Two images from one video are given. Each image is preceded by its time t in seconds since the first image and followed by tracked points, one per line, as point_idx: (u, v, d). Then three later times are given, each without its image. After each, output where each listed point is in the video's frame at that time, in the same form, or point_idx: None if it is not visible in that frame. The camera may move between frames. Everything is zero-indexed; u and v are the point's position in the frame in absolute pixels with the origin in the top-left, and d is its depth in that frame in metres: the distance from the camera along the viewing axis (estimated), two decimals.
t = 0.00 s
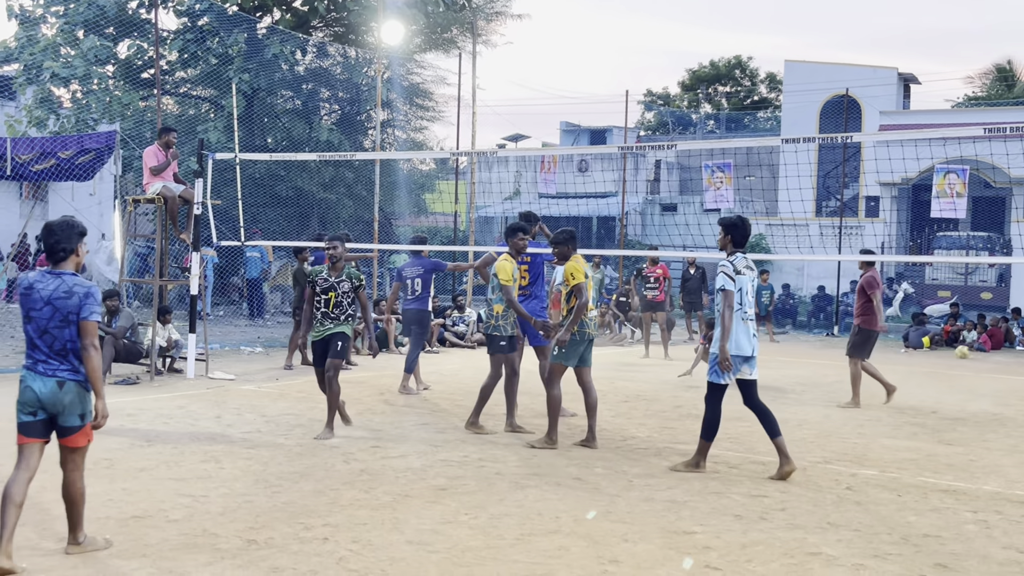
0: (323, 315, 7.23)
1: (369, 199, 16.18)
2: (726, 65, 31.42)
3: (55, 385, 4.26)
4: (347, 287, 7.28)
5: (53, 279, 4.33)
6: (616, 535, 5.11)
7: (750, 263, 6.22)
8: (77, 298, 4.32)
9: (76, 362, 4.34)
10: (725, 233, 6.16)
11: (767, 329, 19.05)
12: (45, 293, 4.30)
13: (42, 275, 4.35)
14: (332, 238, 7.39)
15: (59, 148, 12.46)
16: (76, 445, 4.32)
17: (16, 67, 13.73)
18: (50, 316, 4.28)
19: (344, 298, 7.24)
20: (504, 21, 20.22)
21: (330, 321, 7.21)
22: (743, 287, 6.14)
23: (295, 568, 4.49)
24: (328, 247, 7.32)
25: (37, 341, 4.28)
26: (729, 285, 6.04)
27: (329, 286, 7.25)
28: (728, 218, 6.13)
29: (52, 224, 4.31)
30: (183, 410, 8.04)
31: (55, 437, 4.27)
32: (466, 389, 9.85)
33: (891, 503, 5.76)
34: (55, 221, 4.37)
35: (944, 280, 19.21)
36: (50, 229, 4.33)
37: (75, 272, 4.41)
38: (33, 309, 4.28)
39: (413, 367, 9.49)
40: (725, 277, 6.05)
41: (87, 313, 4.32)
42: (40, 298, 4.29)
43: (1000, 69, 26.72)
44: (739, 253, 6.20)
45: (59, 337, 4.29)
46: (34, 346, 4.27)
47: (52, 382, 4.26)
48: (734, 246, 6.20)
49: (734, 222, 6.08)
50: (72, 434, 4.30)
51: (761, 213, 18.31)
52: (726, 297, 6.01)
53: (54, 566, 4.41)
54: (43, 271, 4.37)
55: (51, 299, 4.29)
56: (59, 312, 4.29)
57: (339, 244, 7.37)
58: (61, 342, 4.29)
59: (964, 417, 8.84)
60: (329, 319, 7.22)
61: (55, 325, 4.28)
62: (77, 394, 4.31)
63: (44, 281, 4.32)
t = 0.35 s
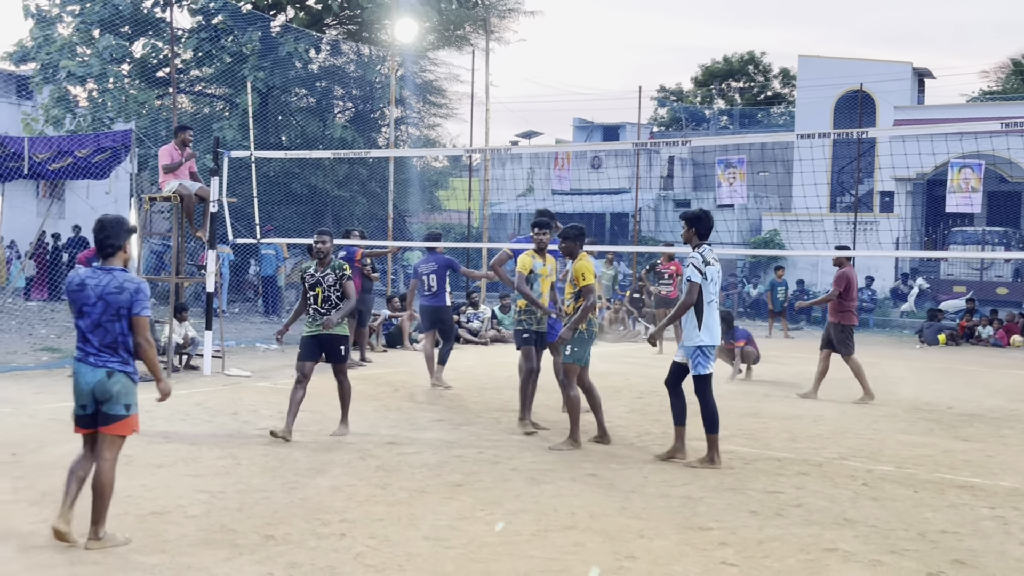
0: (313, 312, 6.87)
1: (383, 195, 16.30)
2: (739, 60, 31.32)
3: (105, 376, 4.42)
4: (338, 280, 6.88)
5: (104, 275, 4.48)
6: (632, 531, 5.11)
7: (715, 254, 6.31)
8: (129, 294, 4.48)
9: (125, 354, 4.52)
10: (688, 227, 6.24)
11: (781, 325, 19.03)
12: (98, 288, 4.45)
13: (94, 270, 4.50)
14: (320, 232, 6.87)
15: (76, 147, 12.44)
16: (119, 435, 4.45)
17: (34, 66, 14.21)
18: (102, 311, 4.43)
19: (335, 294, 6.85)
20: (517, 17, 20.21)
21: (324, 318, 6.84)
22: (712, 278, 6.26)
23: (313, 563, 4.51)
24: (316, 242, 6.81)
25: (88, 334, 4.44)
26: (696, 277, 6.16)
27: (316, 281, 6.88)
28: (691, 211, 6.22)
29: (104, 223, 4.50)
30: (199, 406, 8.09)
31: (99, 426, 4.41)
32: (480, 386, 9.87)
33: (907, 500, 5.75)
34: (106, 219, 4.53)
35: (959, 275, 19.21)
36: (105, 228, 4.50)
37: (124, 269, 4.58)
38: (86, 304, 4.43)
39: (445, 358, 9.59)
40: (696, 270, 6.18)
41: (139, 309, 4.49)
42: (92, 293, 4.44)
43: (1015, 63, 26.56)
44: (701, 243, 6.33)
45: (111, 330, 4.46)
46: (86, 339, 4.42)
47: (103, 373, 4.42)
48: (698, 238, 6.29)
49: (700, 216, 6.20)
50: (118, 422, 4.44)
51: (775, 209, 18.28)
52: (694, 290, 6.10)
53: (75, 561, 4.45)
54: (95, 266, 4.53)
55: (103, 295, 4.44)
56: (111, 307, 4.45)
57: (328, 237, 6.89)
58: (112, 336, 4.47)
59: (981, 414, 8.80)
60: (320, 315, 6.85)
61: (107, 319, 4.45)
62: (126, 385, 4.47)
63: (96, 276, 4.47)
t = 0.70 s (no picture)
0: (302, 309, 6.58)
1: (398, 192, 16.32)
2: (755, 55, 31.20)
3: (145, 374, 4.50)
4: (328, 275, 6.58)
5: (145, 277, 4.58)
6: (650, 527, 5.11)
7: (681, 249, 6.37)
8: (168, 295, 4.55)
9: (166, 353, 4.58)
10: (657, 221, 6.26)
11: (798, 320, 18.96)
12: (140, 289, 4.54)
13: (136, 273, 4.59)
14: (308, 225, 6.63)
15: (93, 146, 12.38)
16: (156, 430, 4.53)
17: (52, 65, 14.38)
18: (143, 311, 4.51)
19: (326, 290, 6.55)
20: (532, 13, 20.19)
21: (312, 315, 6.54)
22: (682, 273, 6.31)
23: (331, 560, 4.52)
24: (303, 236, 6.58)
25: (130, 334, 4.52)
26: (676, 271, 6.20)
27: (307, 276, 6.57)
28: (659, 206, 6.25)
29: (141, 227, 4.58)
30: (217, 404, 8.12)
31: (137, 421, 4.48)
32: (496, 382, 9.87)
33: (926, 496, 5.72)
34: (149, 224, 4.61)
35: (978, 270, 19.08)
36: (143, 231, 4.56)
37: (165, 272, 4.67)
38: (127, 304, 4.51)
39: (467, 357, 9.68)
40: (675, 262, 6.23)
41: (178, 309, 4.56)
42: (134, 295, 4.53)
43: None
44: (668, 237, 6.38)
45: (151, 330, 4.53)
46: (128, 338, 4.51)
47: (142, 371, 4.49)
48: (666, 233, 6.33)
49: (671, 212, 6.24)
50: (156, 418, 4.52)
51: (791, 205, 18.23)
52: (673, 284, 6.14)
53: (94, 557, 4.47)
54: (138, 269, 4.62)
55: (144, 296, 4.53)
56: (150, 308, 4.53)
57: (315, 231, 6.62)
58: (153, 335, 4.54)
59: (1001, 410, 8.74)
60: (309, 312, 6.56)
61: (147, 319, 4.52)
62: (165, 383, 4.54)
63: (138, 279, 4.56)
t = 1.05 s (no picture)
0: (309, 308, 6.16)
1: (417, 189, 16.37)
2: (776, 49, 31.05)
3: (194, 361, 4.73)
4: (340, 273, 6.17)
5: (188, 268, 4.78)
6: (671, 523, 5.09)
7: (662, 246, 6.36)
8: (210, 283, 4.77)
9: (212, 338, 4.81)
10: (632, 218, 6.32)
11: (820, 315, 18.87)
12: (183, 280, 4.74)
13: (177, 263, 4.80)
14: (322, 220, 6.18)
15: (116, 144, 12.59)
16: (213, 412, 4.81)
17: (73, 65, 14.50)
18: (189, 300, 4.74)
19: (337, 288, 6.14)
20: (551, 8, 20.14)
21: (319, 314, 6.13)
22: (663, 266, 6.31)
23: (353, 555, 4.54)
24: (317, 231, 6.13)
25: (177, 322, 4.74)
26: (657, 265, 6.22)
27: (317, 273, 6.12)
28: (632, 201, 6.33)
29: (179, 220, 4.78)
30: (239, 400, 8.16)
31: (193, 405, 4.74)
32: (516, 378, 9.87)
33: (949, 492, 5.68)
34: (184, 216, 4.80)
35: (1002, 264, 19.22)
36: (183, 224, 4.76)
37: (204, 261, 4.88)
38: (172, 295, 4.72)
39: (488, 353, 9.68)
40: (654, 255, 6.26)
41: (220, 297, 4.78)
42: (178, 285, 4.74)
43: None
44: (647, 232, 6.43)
45: (197, 317, 4.76)
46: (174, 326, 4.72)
47: (191, 358, 4.72)
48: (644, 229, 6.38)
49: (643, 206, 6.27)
50: (211, 401, 4.78)
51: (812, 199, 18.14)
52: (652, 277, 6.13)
53: (119, 553, 4.51)
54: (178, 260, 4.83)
55: (188, 286, 4.73)
56: (195, 297, 4.75)
57: (328, 226, 6.17)
58: (200, 323, 4.77)
59: None
60: (316, 311, 6.13)
61: (193, 307, 4.74)
62: (214, 367, 4.79)
63: (180, 269, 4.77)
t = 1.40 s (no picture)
0: (335, 306, 6.17)
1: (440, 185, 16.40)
2: (800, 42, 30.86)
3: (242, 358, 4.96)
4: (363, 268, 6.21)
5: (241, 270, 5.04)
6: (697, 519, 5.08)
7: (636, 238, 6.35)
8: (263, 286, 5.03)
9: (259, 338, 5.05)
10: (605, 212, 6.39)
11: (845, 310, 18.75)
12: (236, 281, 5.00)
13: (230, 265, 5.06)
14: (343, 219, 6.07)
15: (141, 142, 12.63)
16: (256, 407, 5.02)
17: (99, 64, 14.67)
18: (241, 300, 4.98)
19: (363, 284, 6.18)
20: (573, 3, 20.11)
21: (348, 312, 6.16)
22: (635, 258, 6.31)
23: (379, 550, 4.56)
24: (341, 229, 6.07)
25: (227, 321, 4.97)
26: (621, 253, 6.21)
27: (342, 272, 6.13)
28: (609, 197, 6.38)
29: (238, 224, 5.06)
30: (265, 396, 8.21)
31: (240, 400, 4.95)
32: (540, 374, 9.87)
33: (978, 487, 5.63)
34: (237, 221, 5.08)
35: None
36: (242, 229, 5.05)
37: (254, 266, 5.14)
38: (225, 294, 4.97)
39: (512, 350, 9.68)
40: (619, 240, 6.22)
41: (272, 299, 5.05)
42: (230, 286, 4.99)
43: None
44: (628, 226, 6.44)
45: (247, 317, 5.00)
46: (225, 323, 4.96)
47: (240, 354, 4.95)
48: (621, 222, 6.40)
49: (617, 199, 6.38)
50: (256, 397, 5.00)
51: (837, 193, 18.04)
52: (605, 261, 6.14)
53: (148, 548, 4.55)
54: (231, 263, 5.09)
55: (241, 286, 4.99)
56: (247, 297, 5.00)
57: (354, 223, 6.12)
58: (250, 323, 5.01)
59: None
60: (343, 309, 6.15)
61: (244, 307, 4.99)
62: (260, 365, 5.02)
63: (234, 270, 5.03)
